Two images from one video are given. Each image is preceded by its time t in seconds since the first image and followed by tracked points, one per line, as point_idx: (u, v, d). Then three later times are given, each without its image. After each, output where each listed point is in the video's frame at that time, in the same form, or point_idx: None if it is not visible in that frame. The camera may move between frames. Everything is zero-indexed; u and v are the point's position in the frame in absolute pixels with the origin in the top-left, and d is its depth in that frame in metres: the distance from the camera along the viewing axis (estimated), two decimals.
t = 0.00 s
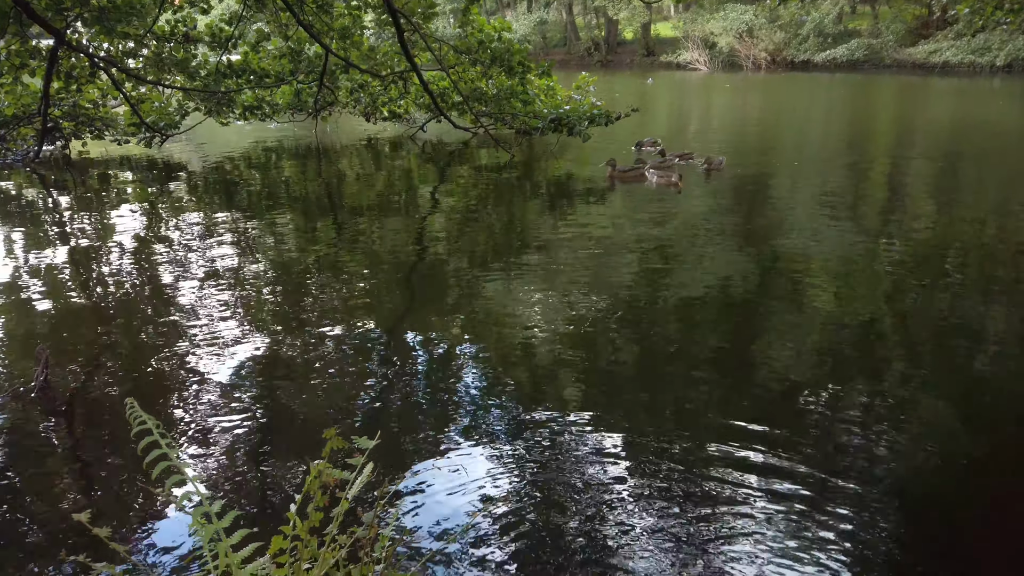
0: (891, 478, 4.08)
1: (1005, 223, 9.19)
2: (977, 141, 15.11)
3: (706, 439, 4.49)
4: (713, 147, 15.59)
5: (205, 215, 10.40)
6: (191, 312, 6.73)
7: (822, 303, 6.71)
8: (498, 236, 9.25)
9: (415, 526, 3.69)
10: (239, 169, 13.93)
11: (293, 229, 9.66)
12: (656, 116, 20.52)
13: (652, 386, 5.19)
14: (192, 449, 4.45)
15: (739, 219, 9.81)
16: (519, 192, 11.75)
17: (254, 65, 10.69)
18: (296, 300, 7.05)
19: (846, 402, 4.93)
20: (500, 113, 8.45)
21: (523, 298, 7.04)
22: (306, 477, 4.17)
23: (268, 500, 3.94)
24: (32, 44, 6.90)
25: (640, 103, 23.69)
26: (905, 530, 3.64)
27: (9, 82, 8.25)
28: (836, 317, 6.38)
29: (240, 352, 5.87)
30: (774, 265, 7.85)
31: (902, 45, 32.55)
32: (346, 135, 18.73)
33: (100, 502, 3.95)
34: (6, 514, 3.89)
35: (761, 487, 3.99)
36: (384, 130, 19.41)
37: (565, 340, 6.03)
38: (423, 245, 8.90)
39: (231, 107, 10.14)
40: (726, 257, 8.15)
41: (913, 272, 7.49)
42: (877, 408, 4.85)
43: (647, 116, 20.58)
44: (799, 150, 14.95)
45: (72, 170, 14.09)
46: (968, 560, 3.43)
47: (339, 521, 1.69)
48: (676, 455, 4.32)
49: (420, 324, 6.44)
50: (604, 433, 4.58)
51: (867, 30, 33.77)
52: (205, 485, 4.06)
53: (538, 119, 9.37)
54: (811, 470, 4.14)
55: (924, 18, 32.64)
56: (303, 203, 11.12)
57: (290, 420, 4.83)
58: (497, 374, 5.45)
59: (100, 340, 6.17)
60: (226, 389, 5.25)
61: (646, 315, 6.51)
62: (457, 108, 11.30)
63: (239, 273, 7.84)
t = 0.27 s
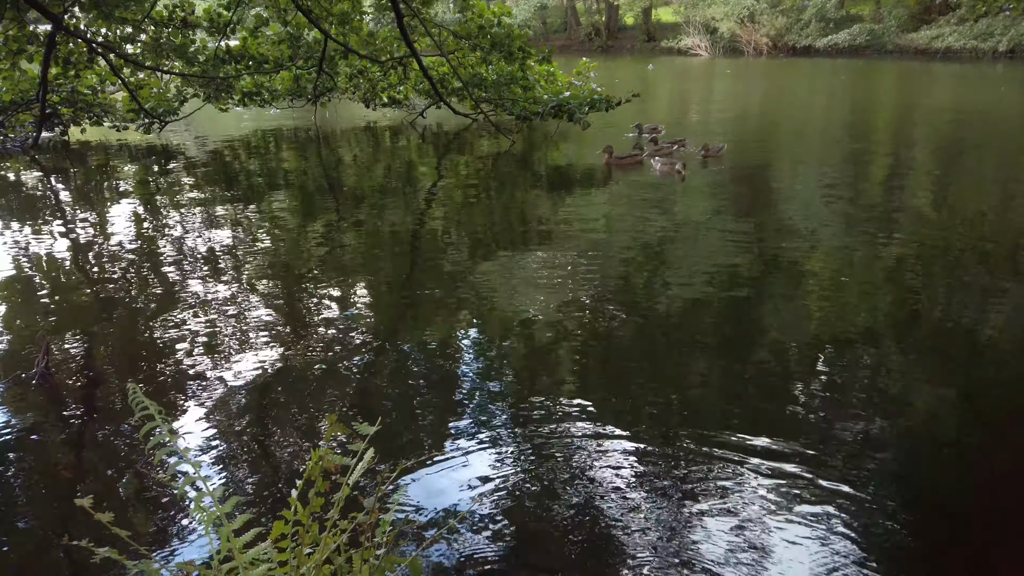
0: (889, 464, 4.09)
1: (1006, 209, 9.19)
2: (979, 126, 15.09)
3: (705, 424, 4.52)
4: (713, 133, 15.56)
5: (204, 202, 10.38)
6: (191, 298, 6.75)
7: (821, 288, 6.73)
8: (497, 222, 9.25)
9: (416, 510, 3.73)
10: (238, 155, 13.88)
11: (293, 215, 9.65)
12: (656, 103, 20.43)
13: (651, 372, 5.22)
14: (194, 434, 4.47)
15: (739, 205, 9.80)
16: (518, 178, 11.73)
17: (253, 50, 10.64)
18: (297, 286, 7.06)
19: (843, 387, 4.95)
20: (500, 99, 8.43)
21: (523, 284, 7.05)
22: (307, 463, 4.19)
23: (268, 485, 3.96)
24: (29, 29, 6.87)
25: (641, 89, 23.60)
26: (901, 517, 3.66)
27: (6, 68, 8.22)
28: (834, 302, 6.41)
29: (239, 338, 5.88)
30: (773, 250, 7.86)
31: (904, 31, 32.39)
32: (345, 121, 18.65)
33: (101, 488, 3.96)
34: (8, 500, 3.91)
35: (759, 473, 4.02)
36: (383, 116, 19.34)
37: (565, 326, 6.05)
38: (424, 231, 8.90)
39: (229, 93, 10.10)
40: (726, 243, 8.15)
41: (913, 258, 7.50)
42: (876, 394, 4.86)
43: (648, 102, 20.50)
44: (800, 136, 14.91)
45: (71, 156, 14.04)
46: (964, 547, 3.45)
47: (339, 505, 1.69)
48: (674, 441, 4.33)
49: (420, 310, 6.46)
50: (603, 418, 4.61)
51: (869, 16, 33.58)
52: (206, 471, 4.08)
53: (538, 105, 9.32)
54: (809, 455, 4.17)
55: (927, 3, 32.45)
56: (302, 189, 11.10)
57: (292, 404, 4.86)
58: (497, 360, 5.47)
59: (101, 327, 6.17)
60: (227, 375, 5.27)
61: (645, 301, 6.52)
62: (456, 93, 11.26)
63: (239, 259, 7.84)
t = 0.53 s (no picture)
0: (887, 461, 4.09)
1: (1007, 204, 9.19)
2: (980, 121, 15.05)
3: (705, 420, 4.52)
4: (714, 128, 15.52)
5: (204, 197, 10.37)
6: (191, 293, 6.74)
7: (822, 284, 6.73)
8: (498, 217, 9.24)
9: (417, 506, 3.74)
10: (238, 150, 13.85)
11: (293, 210, 9.64)
12: (657, 97, 20.38)
13: (651, 367, 5.22)
14: (194, 430, 4.48)
15: (740, 200, 9.78)
16: (519, 173, 11.71)
17: (252, 45, 10.61)
18: (296, 282, 7.05)
19: (843, 383, 4.95)
20: (500, 94, 8.42)
21: (523, 279, 7.05)
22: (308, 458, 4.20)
23: (268, 481, 3.97)
24: (29, 23, 6.85)
25: (641, 83, 23.53)
26: (899, 514, 3.66)
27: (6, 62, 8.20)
28: (835, 298, 6.41)
29: (240, 334, 5.87)
30: (774, 245, 7.86)
31: (905, 25, 32.27)
32: (345, 116, 18.62)
33: (101, 484, 3.97)
34: (8, 497, 3.91)
35: (759, 468, 4.04)
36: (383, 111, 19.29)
37: (565, 321, 6.05)
38: (424, 226, 8.89)
39: (229, 87, 10.08)
40: (727, 238, 8.15)
41: (913, 253, 7.50)
42: (875, 390, 4.86)
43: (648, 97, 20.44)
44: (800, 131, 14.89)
45: (70, 151, 14.00)
46: (962, 545, 3.46)
47: (339, 501, 1.69)
48: (675, 436, 4.35)
49: (420, 305, 6.47)
50: (604, 413, 4.62)
51: (869, 10, 33.47)
52: (206, 466, 4.09)
53: (538, 100, 9.29)
54: (809, 451, 4.18)
55: None
56: (302, 185, 11.08)
57: (293, 399, 4.87)
58: (497, 356, 5.48)
59: (100, 323, 6.17)
60: (227, 370, 5.27)
61: (645, 297, 6.52)
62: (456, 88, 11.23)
63: (239, 255, 7.83)
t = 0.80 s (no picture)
0: (885, 461, 4.10)
1: (1006, 204, 9.19)
2: (980, 121, 15.05)
3: (704, 420, 4.53)
4: (714, 128, 15.53)
5: (204, 197, 10.37)
6: (191, 293, 6.74)
7: (822, 284, 6.73)
8: (498, 217, 9.24)
9: (417, 505, 3.74)
10: (238, 150, 13.85)
11: (293, 210, 9.64)
12: (657, 97, 20.38)
13: (652, 367, 5.23)
14: (194, 430, 4.47)
15: (740, 200, 9.79)
16: (519, 173, 11.72)
17: (253, 45, 10.62)
18: (296, 282, 7.05)
19: (843, 383, 4.96)
20: (500, 95, 8.43)
21: (523, 279, 7.06)
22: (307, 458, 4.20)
23: (268, 481, 3.96)
24: (29, 23, 6.85)
25: (641, 83, 23.52)
26: (899, 514, 3.66)
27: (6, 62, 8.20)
28: (835, 297, 6.42)
29: (239, 334, 5.88)
30: (773, 245, 7.86)
31: (905, 25, 32.26)
32: (345, 116, 18.61)
33: (100, 484, 3.97)
34: (9, 496, 3.92)
35: (759, 468, 4.04)
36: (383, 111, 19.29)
37: (565, 321, 6.05)
38: (424, 226, 8.89)
39: (229, 87, 10.08)
40: (727, 238, 8.15)
41: (913, 253, 7.51)
42: (874, 390, 4.86)
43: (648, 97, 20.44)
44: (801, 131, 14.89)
45: (70, 151, 14.00)
46: (961, 545, 3.46)
47: (339, 501, 1.69)
48: (674, 435, 4.35)
49: (420, 305, 6.47)
50: (603, 412, 4.63)
51: (869, 10, 33.46)
52: (206, 467, 4.08)
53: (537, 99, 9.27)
54: (808, 451, 4.18)
55: None
56: (302, 185, 11.08)
57: (292, 400, 4.86)
58: (497, 355, 5.48)
59: (100, 322, 6.16)
60: (227, 371, 5.27)
61: (645, 297, 6.52)
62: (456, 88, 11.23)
63: (239, 255, 7.83)
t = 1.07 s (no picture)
0: (885, 462, 4.09)
1: (1007, 204, 9.20)
2: (980, 121, 15.05)
3: (704, 420, 4.53)
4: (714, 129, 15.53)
5: (204, 197, 10.37)
6: (191, 293, 6.75)
7: (822, 284, 6.74)
8: (498, 217, 9.25)
9: (417, 506, 3.74)
10: (238, 151, 13.85)
11: (293, 211, 9.65)
12: (657, 98, 20.39)
13: (652, 367, 5.23)
14: (194, 431, 4.48)
15: (740, 201, 9.79)
16: (519, 174, 11.72)
17: (253, 46, 10.63)
18: (296, 282, 7.06)
19: (844, 383, 4.96)
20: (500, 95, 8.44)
21: (523, 279, 7.06)
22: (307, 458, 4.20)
23: (267, 482, 3.96)
24: (29, 23, 6.86)
25: (641, 84, 23.54)
26: (898, 515, 3.65)
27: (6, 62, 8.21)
28: (835, 298, 6.42)
29: (239, 334, 5.88)
30: (774, 246, 7.87)
31: (905, 26, 32.28)
32: (345, 116, 18.61)
33: (99, 484, 3.97)
34: (8, 496, 3.92)
35: (757, 468, 4.04)
36: (383, 112, 19.30)
37: (565, 321, 6.06)
38: (424, 226, 8.90)
39: (230, 88, 10.09)
40: (727, 238, 8.16)
41: (913, 253, 7.51)
42: (875, 390, 4.86)
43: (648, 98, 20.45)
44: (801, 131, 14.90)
45: (70, 151, 14.01)
46: (960, 546, 3.45)
47: (339, 502, 1.68)
48: (673, 435, 4.36)
49: (420, 305, 6.48)
50: (602, 413, 4.63)
51: (869, 11, 33.49)
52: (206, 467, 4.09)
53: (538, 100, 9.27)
54: (807, 451, 4.19)
55: None
56: (302, 185, 11.09)
57: (292, 400, 4.87)
58: (497, 356, 5.48)
59: (101, 323, 6.18)
60: (226, 371, 5.27)
61: (645, 297, 6.53)
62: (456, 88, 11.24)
63: (238, 255, 7.84)
